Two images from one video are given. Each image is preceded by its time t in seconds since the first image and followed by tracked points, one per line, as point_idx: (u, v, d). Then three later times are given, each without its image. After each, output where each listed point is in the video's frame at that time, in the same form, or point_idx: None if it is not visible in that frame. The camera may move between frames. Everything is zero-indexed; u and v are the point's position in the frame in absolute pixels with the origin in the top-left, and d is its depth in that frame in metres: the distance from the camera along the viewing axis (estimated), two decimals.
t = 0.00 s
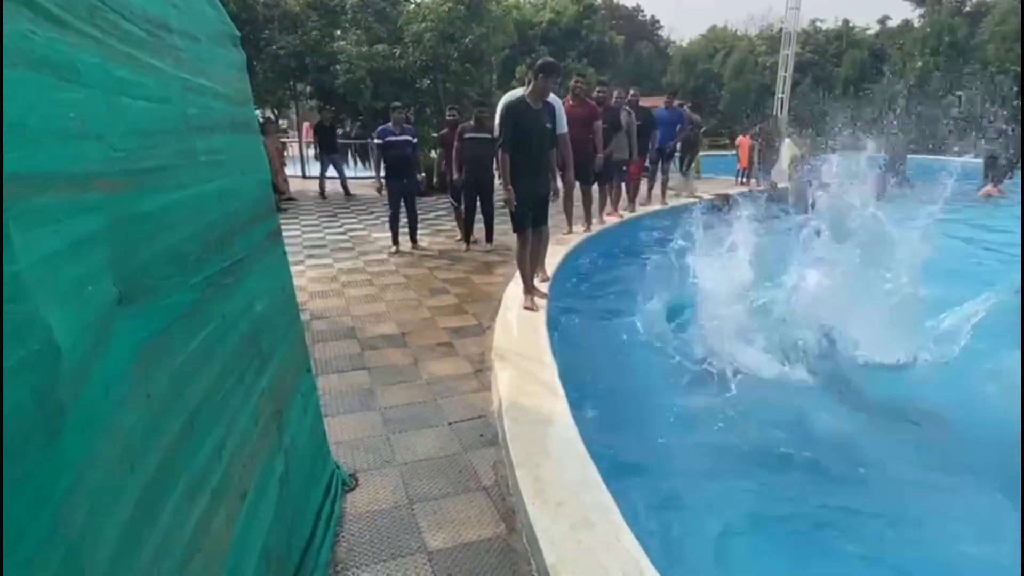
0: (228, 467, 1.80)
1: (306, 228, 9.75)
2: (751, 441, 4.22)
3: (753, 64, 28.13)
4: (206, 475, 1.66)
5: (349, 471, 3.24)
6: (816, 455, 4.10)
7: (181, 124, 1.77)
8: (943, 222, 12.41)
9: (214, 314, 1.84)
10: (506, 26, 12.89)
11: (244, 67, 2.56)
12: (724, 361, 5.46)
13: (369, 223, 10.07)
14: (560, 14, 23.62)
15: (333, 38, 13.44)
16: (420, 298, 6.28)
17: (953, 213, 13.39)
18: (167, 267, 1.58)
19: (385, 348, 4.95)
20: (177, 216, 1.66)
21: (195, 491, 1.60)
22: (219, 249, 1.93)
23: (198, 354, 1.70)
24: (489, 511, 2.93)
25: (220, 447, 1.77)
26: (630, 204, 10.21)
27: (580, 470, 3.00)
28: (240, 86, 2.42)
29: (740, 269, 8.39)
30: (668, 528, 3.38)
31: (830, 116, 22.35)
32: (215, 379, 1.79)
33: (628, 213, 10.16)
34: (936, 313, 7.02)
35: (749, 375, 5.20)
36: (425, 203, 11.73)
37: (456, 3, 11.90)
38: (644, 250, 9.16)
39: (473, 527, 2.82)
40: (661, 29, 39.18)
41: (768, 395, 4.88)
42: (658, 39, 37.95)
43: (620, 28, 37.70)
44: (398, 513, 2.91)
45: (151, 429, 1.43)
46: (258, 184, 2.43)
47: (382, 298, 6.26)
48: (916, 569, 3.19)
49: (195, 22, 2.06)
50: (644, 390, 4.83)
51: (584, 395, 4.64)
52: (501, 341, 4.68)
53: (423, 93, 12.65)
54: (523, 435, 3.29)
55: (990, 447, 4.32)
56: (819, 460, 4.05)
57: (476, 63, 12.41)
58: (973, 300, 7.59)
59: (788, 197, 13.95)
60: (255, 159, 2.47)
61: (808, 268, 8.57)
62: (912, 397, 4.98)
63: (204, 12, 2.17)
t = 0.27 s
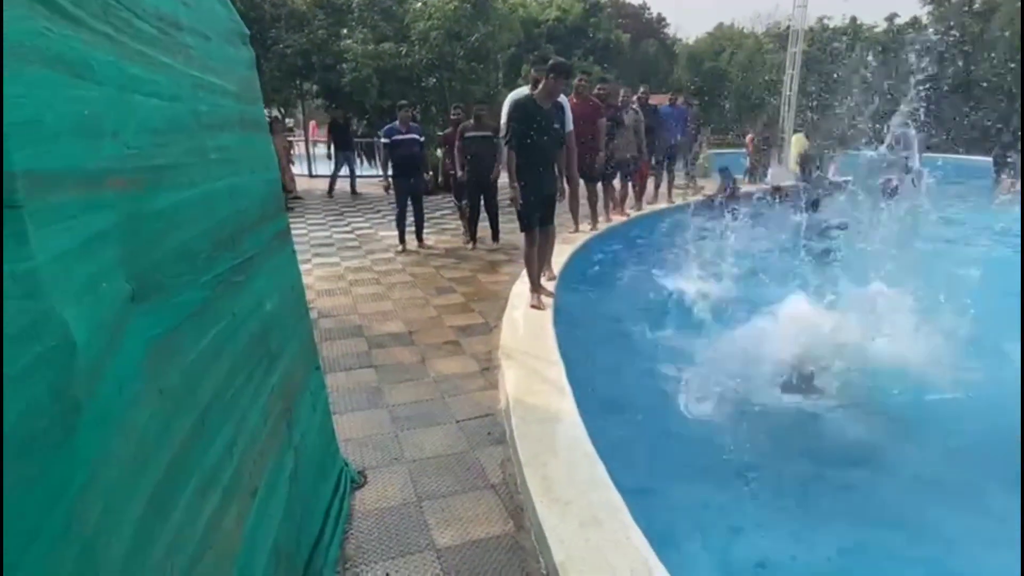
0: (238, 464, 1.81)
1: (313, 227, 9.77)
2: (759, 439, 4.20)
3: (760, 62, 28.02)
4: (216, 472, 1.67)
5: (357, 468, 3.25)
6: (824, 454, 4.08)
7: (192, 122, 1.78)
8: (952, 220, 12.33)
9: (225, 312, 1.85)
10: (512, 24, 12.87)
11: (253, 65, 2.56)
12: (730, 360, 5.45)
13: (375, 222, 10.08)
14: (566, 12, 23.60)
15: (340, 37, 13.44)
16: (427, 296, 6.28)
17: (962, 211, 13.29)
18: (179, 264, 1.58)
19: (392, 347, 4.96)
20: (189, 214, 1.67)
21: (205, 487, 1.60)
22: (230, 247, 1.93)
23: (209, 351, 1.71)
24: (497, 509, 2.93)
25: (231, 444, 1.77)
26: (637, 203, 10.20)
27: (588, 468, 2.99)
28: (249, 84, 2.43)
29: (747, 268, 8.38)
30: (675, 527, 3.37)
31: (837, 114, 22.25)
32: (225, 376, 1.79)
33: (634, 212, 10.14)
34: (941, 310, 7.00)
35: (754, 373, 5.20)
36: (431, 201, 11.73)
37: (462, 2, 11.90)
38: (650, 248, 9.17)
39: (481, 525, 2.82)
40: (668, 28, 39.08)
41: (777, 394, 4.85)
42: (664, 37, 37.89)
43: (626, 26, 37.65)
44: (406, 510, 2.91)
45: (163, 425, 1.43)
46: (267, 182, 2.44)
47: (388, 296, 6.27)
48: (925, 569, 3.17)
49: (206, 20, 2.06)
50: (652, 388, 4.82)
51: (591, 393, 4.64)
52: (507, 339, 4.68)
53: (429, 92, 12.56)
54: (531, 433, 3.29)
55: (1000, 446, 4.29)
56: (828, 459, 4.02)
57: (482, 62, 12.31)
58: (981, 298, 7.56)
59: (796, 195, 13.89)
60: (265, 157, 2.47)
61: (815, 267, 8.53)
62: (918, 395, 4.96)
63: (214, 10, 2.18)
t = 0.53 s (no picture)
0: (244, 464, 1.82)
1: (317, 227, 9.80)
2: (763, 440, 4.20)
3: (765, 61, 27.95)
4: (222, 471, 1.68)
5: (362, 468, 3.26)
6: (828, 455, 4.07)
7: (197, 125, 1.79)
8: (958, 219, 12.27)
9: (230, 313, 1.86)
10: (516, 24, 12.86)
11: (258, 68, 2.58)
12: (734, 360, 5.45)
13: (380, 222, 10.10)
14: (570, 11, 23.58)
15: (344, 37, 13.46)
16: (431, 297, 6.29)
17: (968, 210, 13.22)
18: (185, 265, 1.59)
19: (396, 347, 4.97)
20: (194, 216, 1.68)
21: (210, 487, 1.61)
22: (235, 249, 1.94)
23: (214, 352, 1.72)
24: (500, 509, 2.94)
25: (236, 445, 1.79)
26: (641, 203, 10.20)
27: (591, 469, 3.00)
28: (254, 86, 2.44)
29: (750, 267, 8.38)
30: (679, 527, 3.37)
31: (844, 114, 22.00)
32: (231, 377, 1.81)
33: (638, 211, 10.13)
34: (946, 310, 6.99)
35: (758, 373, 5.19)
36: (435, 202, 11.75)
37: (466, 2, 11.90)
38: (654, 248, 9.18)
39: (485, 525, 2.83)
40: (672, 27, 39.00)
41: (780, 393, 4.85)
42: (668, 36, 37.83)
43: (630, 25, 37.59)
44: (410, 511, 2.92)
45: (169, 425, 1.44)
46: (272, 184, 2.45)
47: (392, 297, 6.28)
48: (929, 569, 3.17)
49: (210, 22, 2.07)
50: (655, 389, 4.82)
51: (594, 393, 4.64)
52: (510, 339, 4.69)
53: (432, 92, 12.61)
54: (535, 434, 3.30)
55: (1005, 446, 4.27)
56: (832, 460, 4.02)
57: (486, 62, 12.24)
58: (986, 297, 7.53)
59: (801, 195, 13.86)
60: (269, 159, 2.49)
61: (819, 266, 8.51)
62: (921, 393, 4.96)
63: (219, 14, 2.19)
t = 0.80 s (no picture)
0: (249, 468, 1.83)
1: (320, 229, 9.83)
2: (765, 441, 4.20)
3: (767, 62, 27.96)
4: (227, 476, 1.69)
5: (365, 471, 3.27)
6: (831, 456, 4.07)
7: (202, 131, 1.80)
8: (960, 220, 12.27)
9: (235, 318, 1.87)
10: (518, 26, 12.87)
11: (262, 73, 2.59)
12: (736, 359, 5.48)
13: (382, 224, 10.12)
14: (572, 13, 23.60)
15: (347, 40, 13.44)
16: (433, 298, 6.31)
17: (970, 211, 13.22)
18: (189, 271, 1.60)
19: (399, 349, 4.98)
20: (199, 223, 1.69)
21: (216, 492, 1.62)
22: (239, 254, 1.96)
23: (219, 357, 1.73)
24: (503, 513, 2.94)
25: (241, 450, 1.79)
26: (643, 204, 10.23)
27: (594, 472, 3.01)
28: (258, 91, 2.45)
29: (752, 268, 8.39)
30: (682, 529, 3.37)
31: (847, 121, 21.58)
32: (235, 382, 1.81)
33: (640, 212, 10.14)
34: (949, 310, 7.01)
35: (761, 374, 5.20)
36: (437, 203, 11.77)
37: (468, 4, 11.93)
38: (656, 249, 9.21)
39: (488, 528, 2.84)
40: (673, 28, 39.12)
41: (782, 395, 4.84)
42: (670, 37, 37.87)
43: (632, 27, 37.65)
44: (413, 514, 2.92)
45: (175, 432, 1.45)
46: (276, 187, 2.46)
47: (395, 299, 6.30)
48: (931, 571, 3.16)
49: (215, 29, 2.09)
50: (656, 390, 4.83)
51: (597, 395, 4.65)
52: (512, 341, 4.72)
53: (434, 94, 12.58)
54: (537, 436, 3.30)
55: (1009, 449, 4.26)
56: (835, 461, 4.01)
57: (488, 64, 12.24)
58: (987, 298, 7.56)
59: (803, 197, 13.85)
60: (274, 164, 2.50)
61: (821, 267, 8.51)
62: (925, 395, 4.96)
63: (223, 20, 2.21)
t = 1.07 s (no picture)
0: (250, 472, 1.83)
1: (321, 232, 9.84)
2: (766, 443, 4.19)
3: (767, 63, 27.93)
4: (230, 479, 1.70)
5: (366, 475, 3.27)
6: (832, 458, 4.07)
7: (205, 135, 1.81)
8: (960, 221, 12.28)
9: (237, 321, 1.88)
10: (518, 29, 12.91)
11: (263, 77, 2.60)
12: (736, 360, 5.50)
13: (383, 227, 10.13)
14: (572, 15, 23.64)
15: (347, 42, 13.47)
16: (434, 301, 6.31)
17: (971, 212, 13.23)
18: (192, 275, 1.61)
19: (400, 352, 4.99)
20: (201, 227, 1.70)
21: (219, 495, 1.62)
22: (241, 258, 1.96)
23: (221, 360, 1.73)
24: (505, 516, 2.94)
25: (243, 453, 1.79)
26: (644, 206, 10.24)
27: (595, 475, 3.01)
28: (259, 95, 2.46)
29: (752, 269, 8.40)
30: (683, 531, 3.36)
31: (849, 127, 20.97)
32: (237, 385, 1.82)
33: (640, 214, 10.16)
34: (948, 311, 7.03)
35: (761, 375, 5.21)
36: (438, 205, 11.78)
37: (468, 6, 11.91)
38: (657, 250, 9.23)
39: (490, 531, 2.84)
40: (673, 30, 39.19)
41: (783, 397, 4.84)
42: (670, 40, 37.93)
43: (632, 28, 37.69)
44: (415, 518, 2.92)
45: (177, 434, 1.46)
46: (277, 191, 2.47)
47: (396, 301, 6.31)
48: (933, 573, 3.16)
49: (217, 34, 2.10)
50: (657, 392, 4.83)
51: (598, 398, 4.65)
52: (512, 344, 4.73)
53: (436, 96, 12.79)
54: (538, 439, 3.30)
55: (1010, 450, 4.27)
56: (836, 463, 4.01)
57: (488, 66, 12.39)
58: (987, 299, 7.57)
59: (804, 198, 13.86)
60: (275, 169, 2.50)
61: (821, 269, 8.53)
62: (924, 395, 4.98)
63: (225, 25, 2.22)
